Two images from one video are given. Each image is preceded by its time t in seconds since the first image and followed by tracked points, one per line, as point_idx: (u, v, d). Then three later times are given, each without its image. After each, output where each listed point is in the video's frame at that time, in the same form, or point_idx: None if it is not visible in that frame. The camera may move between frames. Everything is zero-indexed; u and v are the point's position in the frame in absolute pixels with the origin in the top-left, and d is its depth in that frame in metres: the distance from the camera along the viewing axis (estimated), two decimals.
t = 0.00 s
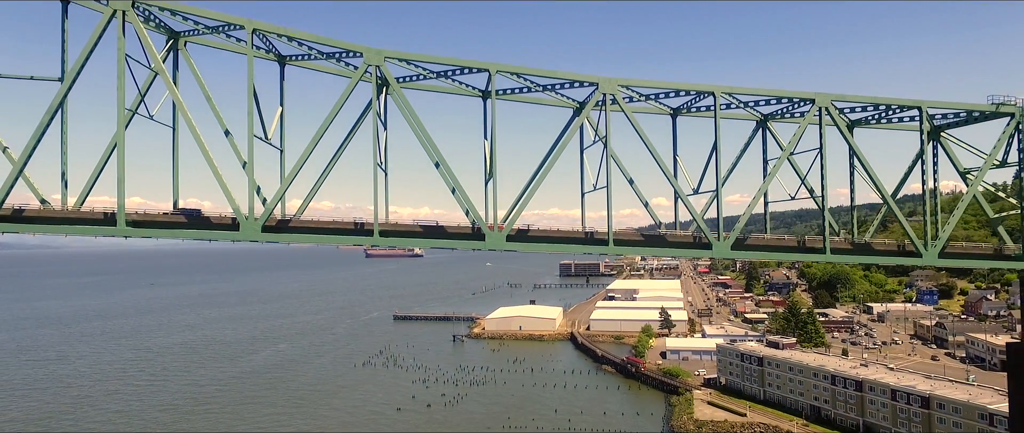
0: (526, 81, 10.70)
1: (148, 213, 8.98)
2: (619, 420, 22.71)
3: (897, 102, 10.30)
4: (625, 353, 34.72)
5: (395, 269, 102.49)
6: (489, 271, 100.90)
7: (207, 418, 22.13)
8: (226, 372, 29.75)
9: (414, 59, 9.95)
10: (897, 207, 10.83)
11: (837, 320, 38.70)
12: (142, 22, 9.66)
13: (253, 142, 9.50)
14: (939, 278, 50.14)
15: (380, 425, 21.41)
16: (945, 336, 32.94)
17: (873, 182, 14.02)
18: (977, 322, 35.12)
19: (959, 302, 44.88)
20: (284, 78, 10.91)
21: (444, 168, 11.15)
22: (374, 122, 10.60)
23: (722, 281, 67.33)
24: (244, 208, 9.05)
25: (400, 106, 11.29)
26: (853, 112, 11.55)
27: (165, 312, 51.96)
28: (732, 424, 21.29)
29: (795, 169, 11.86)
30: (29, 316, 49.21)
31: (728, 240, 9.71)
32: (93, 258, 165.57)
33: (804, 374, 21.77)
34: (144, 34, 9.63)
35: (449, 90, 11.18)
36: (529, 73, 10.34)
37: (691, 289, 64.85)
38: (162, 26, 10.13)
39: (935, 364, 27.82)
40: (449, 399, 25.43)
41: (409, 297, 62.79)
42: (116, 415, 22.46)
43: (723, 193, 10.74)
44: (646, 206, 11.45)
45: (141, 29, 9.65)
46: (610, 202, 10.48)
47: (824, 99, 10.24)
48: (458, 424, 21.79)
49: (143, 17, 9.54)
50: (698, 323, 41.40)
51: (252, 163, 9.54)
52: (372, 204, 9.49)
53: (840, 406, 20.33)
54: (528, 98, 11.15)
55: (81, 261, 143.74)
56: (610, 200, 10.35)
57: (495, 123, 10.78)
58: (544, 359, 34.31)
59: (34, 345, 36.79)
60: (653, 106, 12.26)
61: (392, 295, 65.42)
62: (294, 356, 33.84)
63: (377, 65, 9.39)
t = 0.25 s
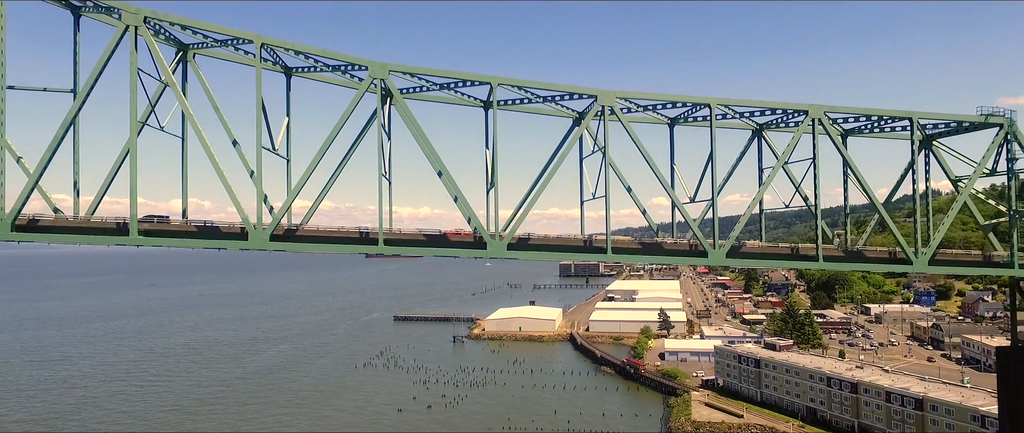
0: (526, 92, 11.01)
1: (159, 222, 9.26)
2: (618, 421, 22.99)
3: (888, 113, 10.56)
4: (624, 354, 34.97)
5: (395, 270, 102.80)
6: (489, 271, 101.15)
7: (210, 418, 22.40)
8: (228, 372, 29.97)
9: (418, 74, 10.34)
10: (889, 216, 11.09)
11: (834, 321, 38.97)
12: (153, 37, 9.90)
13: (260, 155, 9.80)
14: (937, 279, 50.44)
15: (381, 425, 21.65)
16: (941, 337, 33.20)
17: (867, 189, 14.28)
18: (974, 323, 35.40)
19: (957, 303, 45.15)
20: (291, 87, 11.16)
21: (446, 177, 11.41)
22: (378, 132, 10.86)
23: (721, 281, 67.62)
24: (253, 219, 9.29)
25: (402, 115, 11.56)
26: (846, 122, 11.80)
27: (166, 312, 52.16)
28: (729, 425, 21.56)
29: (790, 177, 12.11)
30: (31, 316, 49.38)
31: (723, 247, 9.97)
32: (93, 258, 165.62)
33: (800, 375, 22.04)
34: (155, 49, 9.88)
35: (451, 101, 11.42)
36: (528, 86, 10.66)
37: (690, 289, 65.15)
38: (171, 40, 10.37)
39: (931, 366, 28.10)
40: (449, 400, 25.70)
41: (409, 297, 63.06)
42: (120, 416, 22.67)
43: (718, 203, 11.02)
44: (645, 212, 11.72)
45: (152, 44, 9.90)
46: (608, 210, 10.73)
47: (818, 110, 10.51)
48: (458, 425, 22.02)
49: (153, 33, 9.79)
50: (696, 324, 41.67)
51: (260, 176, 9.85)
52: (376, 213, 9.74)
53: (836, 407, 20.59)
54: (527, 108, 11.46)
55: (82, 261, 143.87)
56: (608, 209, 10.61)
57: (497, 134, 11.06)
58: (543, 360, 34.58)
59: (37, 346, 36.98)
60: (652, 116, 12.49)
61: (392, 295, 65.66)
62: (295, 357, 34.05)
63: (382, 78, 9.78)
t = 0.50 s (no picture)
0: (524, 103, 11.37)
1: (168, 232, 9.54)
2: (616, 423, 23.27)
3: (879, 123, 10.85)
4: (624, 356, 35.21)
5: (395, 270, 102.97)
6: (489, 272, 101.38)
7: (214, 420, 22.59)
8: (230, 374, 30.20)
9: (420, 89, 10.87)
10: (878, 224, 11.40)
11: (832, 323, 39.24)
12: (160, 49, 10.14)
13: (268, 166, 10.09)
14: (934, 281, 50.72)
15: (383, 427, 21.91)
16: (937, 339, 33.47)
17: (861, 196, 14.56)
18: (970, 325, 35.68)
19: (954, 305, 45.44)
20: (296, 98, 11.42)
21: (447, 186, 11.69)
22: (381, 141, 11.13)
23: (720, 283, 67.94)
24: (260, 228, 9.54)
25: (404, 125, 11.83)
26: (838, 131, 12.08)
27: (167, 313, 52.33)
28: (727, 426, 21.82)
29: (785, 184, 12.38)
30: (32, 317, 49.51)
31: (718, 256, 10.23)
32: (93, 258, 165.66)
33: (796, 377, 22.32)
34: (163, 60, 10.12)
35: (450, 111, 11.71)
36: (526, 98, 10.97)
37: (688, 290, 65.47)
38: (179, 52, 10.62)
39: (926, 367, 28.39)
40: (450, 402, 25.92)
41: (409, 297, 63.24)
42: (124, 418, 22.90)
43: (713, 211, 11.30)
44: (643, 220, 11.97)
45: (161, 56, 10.14)
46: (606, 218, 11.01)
47: (810, 121, 10.79)
48: (459, 427, 22.26)
49: (162, 44, 10.03)
50: (695, 325, 41.94)
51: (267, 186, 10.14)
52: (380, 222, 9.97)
53: (832, 409, 20.86)
54: (525, 119, 11.75)
55: (82, 262, 143.95)
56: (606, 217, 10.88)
57: (497, 143, 11.35)
58: (543, 362, 34.84)
59: (39, 347, 37.18)
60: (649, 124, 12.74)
61: (393, 296, 65.89)
62: (297, 359, 34.28)
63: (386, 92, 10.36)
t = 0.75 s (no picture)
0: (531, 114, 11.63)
1: (186, 239, 9.84)
2: (622, 424, 23.50)
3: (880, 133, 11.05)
4: (630, 357, 35.41)
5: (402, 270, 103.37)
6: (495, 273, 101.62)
7: (225, 420, 22.91)
8: (241, 374, 30.58)
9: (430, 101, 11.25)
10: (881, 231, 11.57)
11: (838, 325, 39.31)
12: (178, 62, 10.45)
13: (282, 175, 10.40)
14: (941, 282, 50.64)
15: (391, 427, 22.21)
16: (944, 342, 33.51)
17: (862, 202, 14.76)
18: (976, 327, 35.68)
19: (961, 307, 45.39)
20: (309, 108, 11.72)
21: (456, 194, 11.97)
22: (392, 151, 11.42)
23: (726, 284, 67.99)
24: (275, 236, 9.81)
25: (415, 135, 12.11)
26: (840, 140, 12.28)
27: (177, 314, 52.84)
28: (732, 428, 22.02)
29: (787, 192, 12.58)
30: (45, 317, 50.07)
31: (721, 263, 10.46)
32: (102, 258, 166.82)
33: (801, 380, 22.49)
34: (180, 73, 10.43)
35: (459, 121, 11.98)
36: (532, 108, 11.23)
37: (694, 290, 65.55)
38: (195, 64, 10.91)
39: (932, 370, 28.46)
40: (458, 403, 26.18)
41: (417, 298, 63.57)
42: (138, 417, 23.28)
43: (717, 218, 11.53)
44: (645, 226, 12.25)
45: (179, 69, 10.45)
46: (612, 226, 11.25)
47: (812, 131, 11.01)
48: (467, 428, 22.52)
49: (179, 58, 10.34)
50: (701, 327, 42.07)
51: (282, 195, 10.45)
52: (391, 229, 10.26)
53: (836, 412, 21.02)
54: (533, 129, 11.96)
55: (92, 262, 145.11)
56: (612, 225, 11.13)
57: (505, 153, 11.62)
58: (549, 363, 35.07)
59: (52, 347, 37.67)
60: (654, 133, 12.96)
61: (400, 297, 66.27)
62: (306, 359, 34.64)
63: (397, 104, 10.73)
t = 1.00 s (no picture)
0: (542, 124, 11.91)
1: (208, 246, 10.20)
2: (631, 426, 23.73)
3: (885, 140, 11.27)
4: (639, 359, 35.56)
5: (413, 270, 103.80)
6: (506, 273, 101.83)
7: (241, 420, 23.31)
8: (255, 374, 31.03)
9: (443, 110, 11.58)
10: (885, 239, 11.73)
11: (848, 327, 39.25)
12: (199, 75, 10.81)
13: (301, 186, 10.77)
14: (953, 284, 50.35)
15: (404, 428, 22.51)
16: (955, 344, 33.42)
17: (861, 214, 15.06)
18: (988, 330, 35.50)
19: (973, 309, 45.14)
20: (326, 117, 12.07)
21: (469, 201, 12.28)
22: (407, 160, 11.74)
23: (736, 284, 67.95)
24: (294, 244, 10.14)
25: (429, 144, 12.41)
26: (846, 147, 12.47)
27: (191, 314, 53.45)
28: (741, 430, 22.18)
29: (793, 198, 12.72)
30: (62, 316, 50.81)
31: (727, 270, 10.68)
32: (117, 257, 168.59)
33: (810, 383, 22.60)
34: (202, 86, 10.80)
35: (471, 130, 12.23)
36: (543, 118, 11.50)
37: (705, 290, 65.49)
38: (216, 75, 11.27)
39: (943, 373, 28.43)
40: (468, 403, 26.46)
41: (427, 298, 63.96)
42: (156, 416, 23.73)
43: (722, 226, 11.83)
44: (652, 229, 12.54)
45: (200, 82, 10.83)
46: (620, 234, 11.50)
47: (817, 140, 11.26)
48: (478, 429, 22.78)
49: (201, 72, 10.70)
50: (711, 328, 42.13)
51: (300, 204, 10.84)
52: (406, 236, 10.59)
53: (845, 414, 21.12)
54: (544, 137, 12.20)
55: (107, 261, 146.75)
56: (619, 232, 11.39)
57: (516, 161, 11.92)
58: (559, 364, 35.32)
59: (71, 346, 38.30)
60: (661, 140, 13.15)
61: (411, 297, 66.67)
62: (319, 360, 35.05)
63: (411, 116, 11.06)
